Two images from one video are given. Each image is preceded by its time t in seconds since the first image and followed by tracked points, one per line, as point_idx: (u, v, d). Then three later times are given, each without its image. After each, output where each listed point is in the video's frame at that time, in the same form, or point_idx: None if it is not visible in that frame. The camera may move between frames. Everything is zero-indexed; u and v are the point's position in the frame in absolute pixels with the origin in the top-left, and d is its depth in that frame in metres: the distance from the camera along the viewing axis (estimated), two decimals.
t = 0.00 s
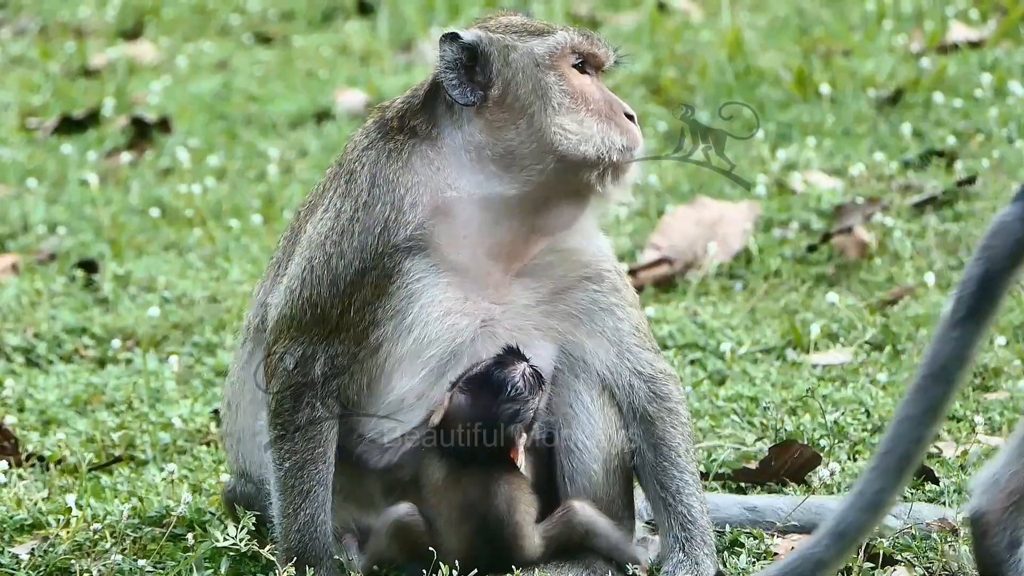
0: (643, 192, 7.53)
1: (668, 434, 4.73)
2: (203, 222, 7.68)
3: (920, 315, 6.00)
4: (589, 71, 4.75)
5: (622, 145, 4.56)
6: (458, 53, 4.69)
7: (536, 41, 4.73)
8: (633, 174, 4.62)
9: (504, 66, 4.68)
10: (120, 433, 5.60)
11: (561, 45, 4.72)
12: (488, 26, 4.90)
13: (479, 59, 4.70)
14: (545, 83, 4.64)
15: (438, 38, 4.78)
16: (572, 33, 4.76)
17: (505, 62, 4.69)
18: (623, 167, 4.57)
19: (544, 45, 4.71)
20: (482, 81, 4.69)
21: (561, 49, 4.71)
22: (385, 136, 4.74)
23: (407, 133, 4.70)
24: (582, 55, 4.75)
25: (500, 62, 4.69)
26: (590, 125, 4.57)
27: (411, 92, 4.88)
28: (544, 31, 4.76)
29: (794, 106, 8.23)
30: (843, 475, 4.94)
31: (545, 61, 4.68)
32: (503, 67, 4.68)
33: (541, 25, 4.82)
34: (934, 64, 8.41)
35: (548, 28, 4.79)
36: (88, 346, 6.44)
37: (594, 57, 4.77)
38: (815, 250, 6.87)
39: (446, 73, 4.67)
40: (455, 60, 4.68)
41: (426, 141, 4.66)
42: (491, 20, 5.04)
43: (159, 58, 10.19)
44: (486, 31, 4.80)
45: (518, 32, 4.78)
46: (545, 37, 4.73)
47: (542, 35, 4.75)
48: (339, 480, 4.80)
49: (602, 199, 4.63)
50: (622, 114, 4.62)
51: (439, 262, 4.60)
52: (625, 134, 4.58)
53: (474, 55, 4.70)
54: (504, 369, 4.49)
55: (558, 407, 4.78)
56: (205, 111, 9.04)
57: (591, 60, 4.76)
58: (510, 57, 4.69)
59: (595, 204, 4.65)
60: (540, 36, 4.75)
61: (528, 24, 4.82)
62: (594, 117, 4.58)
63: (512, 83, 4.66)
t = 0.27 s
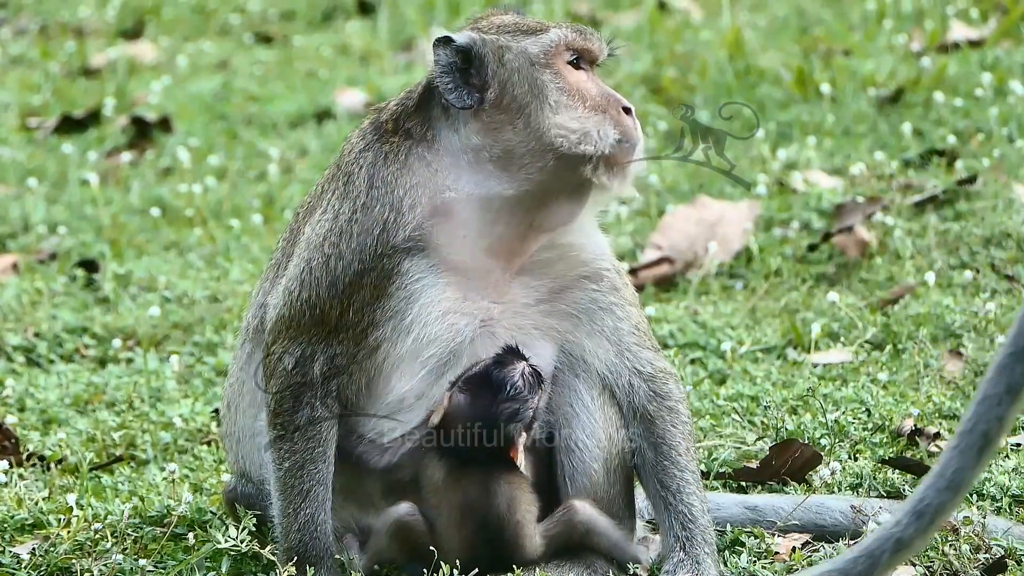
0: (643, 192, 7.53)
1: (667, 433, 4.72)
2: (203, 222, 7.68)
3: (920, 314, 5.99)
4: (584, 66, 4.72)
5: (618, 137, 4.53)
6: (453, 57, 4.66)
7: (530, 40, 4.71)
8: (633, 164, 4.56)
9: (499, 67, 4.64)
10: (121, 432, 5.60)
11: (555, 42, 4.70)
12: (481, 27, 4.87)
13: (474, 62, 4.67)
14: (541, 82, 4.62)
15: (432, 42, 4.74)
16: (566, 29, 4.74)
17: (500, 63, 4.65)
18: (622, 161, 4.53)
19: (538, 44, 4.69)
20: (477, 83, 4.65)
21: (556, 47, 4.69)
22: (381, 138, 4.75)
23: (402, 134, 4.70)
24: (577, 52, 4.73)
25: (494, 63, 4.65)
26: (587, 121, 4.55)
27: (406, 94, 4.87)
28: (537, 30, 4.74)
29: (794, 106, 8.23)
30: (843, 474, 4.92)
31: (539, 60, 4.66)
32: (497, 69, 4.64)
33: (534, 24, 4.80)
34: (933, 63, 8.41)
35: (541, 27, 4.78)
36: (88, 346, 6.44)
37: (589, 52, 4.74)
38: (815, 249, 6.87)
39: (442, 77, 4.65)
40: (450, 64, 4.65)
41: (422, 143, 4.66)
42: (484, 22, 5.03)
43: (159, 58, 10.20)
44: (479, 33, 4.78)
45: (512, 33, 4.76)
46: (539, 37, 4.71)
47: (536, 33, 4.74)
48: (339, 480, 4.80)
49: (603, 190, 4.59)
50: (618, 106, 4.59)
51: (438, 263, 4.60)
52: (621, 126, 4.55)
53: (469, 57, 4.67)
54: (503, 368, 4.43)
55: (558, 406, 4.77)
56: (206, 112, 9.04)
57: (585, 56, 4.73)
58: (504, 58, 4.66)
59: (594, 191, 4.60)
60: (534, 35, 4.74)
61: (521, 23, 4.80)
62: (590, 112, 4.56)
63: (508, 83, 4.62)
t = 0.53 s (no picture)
0: (644, 192, 7.53)
1: (668, 433, 4.72)
2: (204, 222, 7.69)
3: (921, 313, 5.99)
4: (567, 61, 4.68)
5: (609, 134, 4.52)
6: (433, 64, 4.60)
7: (509, 41, 4.65)
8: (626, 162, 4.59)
9: (480, 71, 4.59)
10: (121, 432, 5.60)
11: (533, 41, 4.64)
12: (460, 30, 4.82)
13: (455, 67, 4.61)
14: (523, 83, 4.58)
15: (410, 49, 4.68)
16: (544, 25, 4.67)
17: (480, 67, 4.60)
18: (616, 157, 4.54)
19: (516, 44, 4.63)
20: (461, 88, 4.60)
21: (536, 45, 4.64)
22: (372, 142, 4.74)
23: (392, 138, 4.68)
24: (559, 47, 4.68)
25: (475, 68, 4.60)
26: (574, 119, 4.53)
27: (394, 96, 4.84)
28: (516, 28, 4.68)
29: (794, 105, 8.23)
30: (844, 474, 4.91)
31: (520, 61, 4.61)
32: (479, 73, 4.59)
33: (511, 21, 4.73)
34: (934, 63, 8.41)
35: (518, 23, 4.69)
36: (89, 346, 6.44)
37: (571, 46, 4.70)
38: (815, 249, 6.87)
39: (424, 85, 4.59)
40: (431, 71, 4.59)
41: (413, 147, 4.63)
42: (461, 24, 4.97)
43: (159, 58, 10.20)
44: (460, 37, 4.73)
45: (491, 33, 4.69)
46: (518, 36, 4.65)
47: (513, 32, 4.67)
48: (339, 480, 4.80)
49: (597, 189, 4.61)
50: (607, 100, 4.58)
51: (436, 267, 4.61)
52: (612, 121, 4.55)
53: (450, 62, 4.61)
54: (503, 368, 4.43)
55: (558, 407, 4.77)
56: (206, 112, 9.04)
57: (568, 50, 4.70)
58: (485, 61, 4.61)
59: (589, 191, 4.63)
60: (510, 34, 4.66)
61: (500, 23, 4.73)
62: (578, 110, 4.54)
63: (491, 87, 4.58)
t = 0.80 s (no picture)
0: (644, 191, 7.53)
1: (666, 430, 4.72)
2: (204, 220, 7.69)
3: (921, 312, 5.99)
4: (547, 60, 4.72)
5: (584, 131, 4.58)
6: (411, 71, 4.64)
7: (485, 44, 4.71)
8: (608, 154, 4.64)
9: (456, 77, 4.65)
10: (122, 431, 5.60)
11: (509, 42, 4.69)
12: (440, 33, 4.88)
13: (433, 72, 4.66)
14: (498, 86, 4.64)
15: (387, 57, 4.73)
16: (520, 27, 4.71)
17: (456, 72, 4.65)
18: (596, 153, 4.59)
19: (492, 46, 4.70)
20: (439, 92, 4.64)
21: (513, 45, 4.69)
22: (361, 144, 4.74)
23: (380, 141, 4.68)
24: (537, 47, 4.72)
25: (451, 73, 4.65)
26: (550, 120, 4.58)
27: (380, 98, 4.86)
28: (492, 30, 4.73)
29: (795, 104, 8.23)
30: (845, 472, 4.92)
31: (495, 63, 4.68)
32: (456, 78, 4.64)
33: (487, 23, 4.78)
34: (934, 62, 8.41)
35: (494, 26, 4.74)
36: (90, 344, 6.45)
37: (551, 45, 4.72)
38: (816, 248, 6.87)
39: (401, 91, 4.62)
40: (409, 78, 4.63)
41: (400, 149, 4.64)
42: (443, 25, 5.00)
43: (160, 56, 10.20)
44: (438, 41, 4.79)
45: (468, 36, 4.75)
46: (495, 38, 4.71)
47: (489, 34, 4.72)
48: (338, 479, 4.78)
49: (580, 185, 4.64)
50: (584, 99, 4.63)
51: (429, 268, 4.61)
52: (587, 122, 4.60)
53: (427, 69, 4.66)
54: (502, 368, 4.41)
55: (557, 406, 4.77)
56: (206, 110, 9.04)
57: (547, 50, 4.72)
58: (460, 66, 4.67)
59: (574, 187, 4.65)
60: (487, 37, 4.72)
61: (477, 25, 4.78)
62: (554, 110, 4.60)
63: (467, 92, 4.63)
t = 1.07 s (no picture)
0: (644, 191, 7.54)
1: (668, 430, 4.72)
2: (204, 220, 7.69)
3: (921, 312, 5.99)
4: (546, 61, 4.69)
5: (580, 135, 4.57)
6: (409, 71, 4.69)
7: (481, 44, 4.70)
8: (605, 161, 4.61)
9: (453, 77, 4.68)
10: (122, 431, 5.60)
11: (506, 44, 4.68)
12: (440, 31, 4.89)
13: (432, 73, 4.70)
14: (495, 88, 4.64)
15: (387, 57, 4.77)
16: (517, 27, 4.69)
17: (454, 73, 4.68)
18: (592, 157, 4.57)
19: (489, 47, 4.68)
20: (438, 93, 4.68)
21: (510, 47, 4.67)
22: (361, 143, 4.75)
23: (380, 140, 4.69)
24: (535, 48, 4.69)
25: (449, 73, 4.69)
26: (545, 123, 4.58)
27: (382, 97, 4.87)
28: (490, 30, 4.71)
29: (795, 103, 8.23)
30: (844, 472, 4.92)
31: (492, 64, 4.66)
32: (454, 78, 4.67)
33: (485, 22, 4.77)
34: (934, 62, 8.41)
35: (493, 26, 4.73)
36: (90, 344, 6.45)
37: (549, 45, 4.68)
38: (816, 248, 6.87)
39: (400, 91, 4.67)
40: (406, 78, 4.68)
41: (401, 148, 4.65)
42: (445, 23, 5.00)
43: (160, 56, 10.20)
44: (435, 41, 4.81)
45: (466, 36, 4.75)
46: (491, 40, 4.69)
47: (487, 34, 4.71)
48: (338, 479, 4.79)
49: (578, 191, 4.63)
50: (582, 100, 4.62)
51: (430, 269, 4.61)
52: (585, 123, 4.60)
53: (426, 70, 4.70)
54: (503, 367, 4.41)
55: (559, 406, 4.76)
56: (206, 110, 9.04)
57: (544, 50, 4.68)
58: (458, 66, 4.69)
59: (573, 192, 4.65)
60: (485, 37, 4.71)
61: (475, 25, 4.77)
62: (550, 112, 4.59)
63: (465, 92, 4.65)
